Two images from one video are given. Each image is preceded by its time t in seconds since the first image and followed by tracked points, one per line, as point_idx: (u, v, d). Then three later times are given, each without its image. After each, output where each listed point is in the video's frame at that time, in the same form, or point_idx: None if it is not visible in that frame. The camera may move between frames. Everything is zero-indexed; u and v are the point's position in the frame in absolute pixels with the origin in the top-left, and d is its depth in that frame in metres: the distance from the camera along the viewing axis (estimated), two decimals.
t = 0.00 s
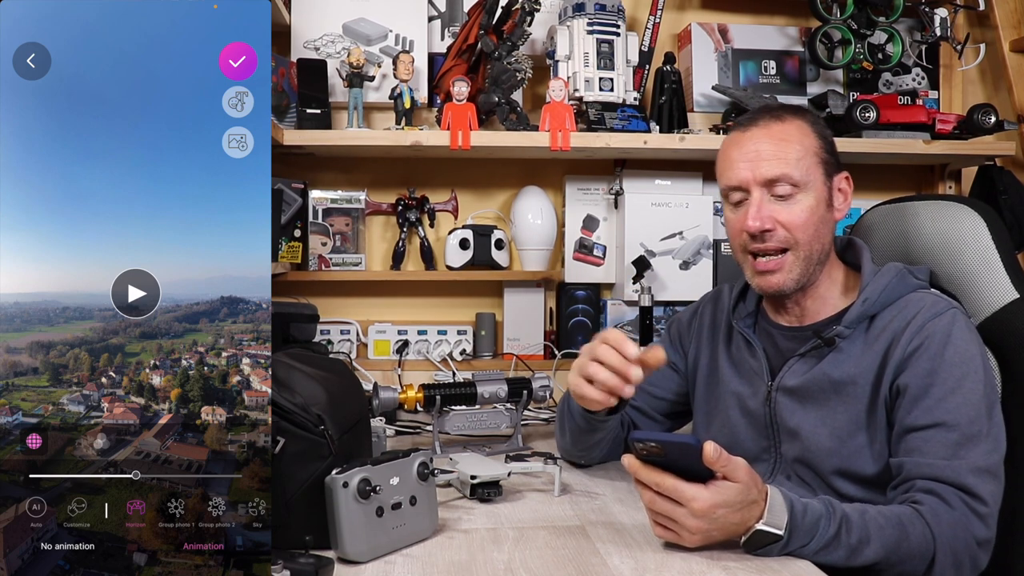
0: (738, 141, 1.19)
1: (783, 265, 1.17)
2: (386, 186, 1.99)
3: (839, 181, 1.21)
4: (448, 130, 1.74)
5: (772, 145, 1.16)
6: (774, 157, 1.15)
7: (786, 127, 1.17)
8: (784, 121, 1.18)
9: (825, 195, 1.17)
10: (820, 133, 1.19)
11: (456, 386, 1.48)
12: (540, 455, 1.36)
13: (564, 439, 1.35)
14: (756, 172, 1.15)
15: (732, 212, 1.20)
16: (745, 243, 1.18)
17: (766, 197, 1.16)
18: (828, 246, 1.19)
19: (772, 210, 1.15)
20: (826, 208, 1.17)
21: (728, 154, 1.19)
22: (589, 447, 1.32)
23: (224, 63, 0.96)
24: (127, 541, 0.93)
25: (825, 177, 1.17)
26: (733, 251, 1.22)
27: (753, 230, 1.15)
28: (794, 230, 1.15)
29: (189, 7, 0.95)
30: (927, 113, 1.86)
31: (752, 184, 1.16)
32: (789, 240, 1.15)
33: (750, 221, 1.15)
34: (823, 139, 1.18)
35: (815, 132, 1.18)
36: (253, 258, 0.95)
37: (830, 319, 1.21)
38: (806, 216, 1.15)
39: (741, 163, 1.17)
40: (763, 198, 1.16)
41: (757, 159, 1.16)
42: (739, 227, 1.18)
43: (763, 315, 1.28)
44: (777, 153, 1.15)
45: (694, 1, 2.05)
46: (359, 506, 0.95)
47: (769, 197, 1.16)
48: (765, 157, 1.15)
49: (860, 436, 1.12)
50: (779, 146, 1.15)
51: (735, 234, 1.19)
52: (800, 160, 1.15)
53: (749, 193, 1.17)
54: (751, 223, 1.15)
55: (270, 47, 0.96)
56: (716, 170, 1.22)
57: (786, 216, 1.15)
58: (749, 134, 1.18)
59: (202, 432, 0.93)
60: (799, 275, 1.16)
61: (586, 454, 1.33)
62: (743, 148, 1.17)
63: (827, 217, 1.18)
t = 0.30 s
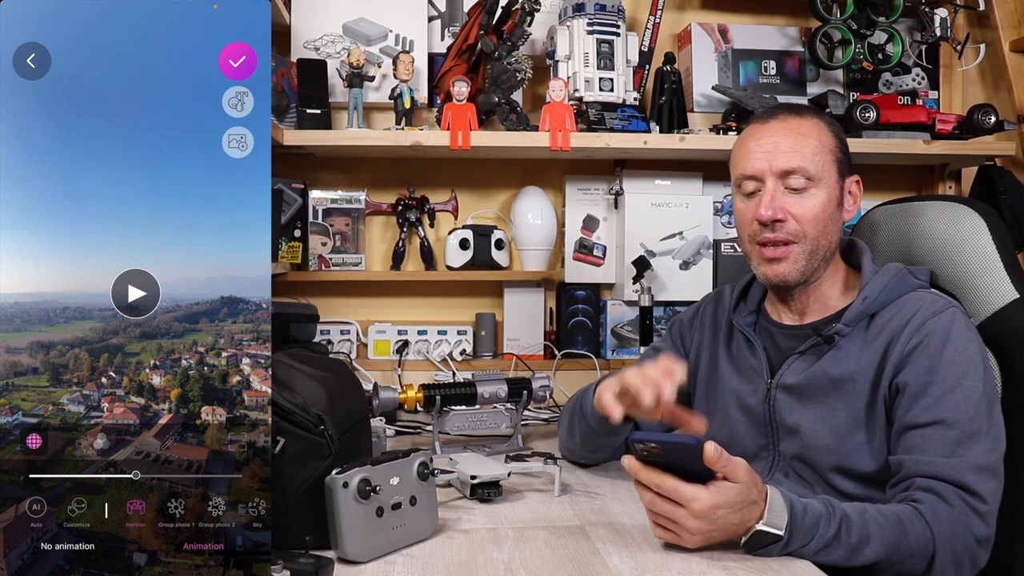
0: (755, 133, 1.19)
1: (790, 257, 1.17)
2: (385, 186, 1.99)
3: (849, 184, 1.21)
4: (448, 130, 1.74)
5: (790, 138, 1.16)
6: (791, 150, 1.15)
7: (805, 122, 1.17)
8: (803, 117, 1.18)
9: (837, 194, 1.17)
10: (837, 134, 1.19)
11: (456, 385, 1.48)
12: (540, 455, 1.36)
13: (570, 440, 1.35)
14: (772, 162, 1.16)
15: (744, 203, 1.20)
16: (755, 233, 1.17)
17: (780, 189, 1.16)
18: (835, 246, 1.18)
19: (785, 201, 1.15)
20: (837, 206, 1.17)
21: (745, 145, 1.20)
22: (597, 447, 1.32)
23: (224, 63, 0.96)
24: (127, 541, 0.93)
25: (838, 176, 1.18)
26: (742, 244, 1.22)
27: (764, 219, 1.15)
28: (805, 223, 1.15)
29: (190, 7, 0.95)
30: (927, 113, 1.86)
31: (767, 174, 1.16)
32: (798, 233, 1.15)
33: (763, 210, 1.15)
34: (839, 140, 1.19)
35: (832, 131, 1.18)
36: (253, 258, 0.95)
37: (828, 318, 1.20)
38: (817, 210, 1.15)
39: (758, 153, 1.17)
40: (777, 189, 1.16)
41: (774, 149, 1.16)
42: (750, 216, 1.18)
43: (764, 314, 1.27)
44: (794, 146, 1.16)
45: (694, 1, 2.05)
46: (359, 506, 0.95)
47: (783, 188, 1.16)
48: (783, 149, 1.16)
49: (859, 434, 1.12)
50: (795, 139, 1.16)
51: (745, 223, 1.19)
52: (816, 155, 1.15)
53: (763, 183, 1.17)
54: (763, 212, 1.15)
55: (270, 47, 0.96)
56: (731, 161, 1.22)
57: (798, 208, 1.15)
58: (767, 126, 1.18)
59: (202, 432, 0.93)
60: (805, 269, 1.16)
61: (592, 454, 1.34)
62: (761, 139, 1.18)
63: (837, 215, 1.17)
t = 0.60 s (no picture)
0: (744, 141, 1.19)
1: (786, 265, 1.16)
2: (385, 186, 1.99)
3: (843, 183, 1.21)
4: (448, 130, 1.74)
5: (779, 145, 1.16)
6: (781, 158, 1.15)
7: (794, 128, 1.17)
8: (792, 122, 1.18)
9: (831, 197, 1.17)
10: (826, 134, 1.19)
11: (456, 385, 1.48)
12: (540, 455, 1.36)
13: (570, 436, 1.35)
14: (763, 172, 1.15)
15: (738, 213, 1.19)
16: (750, 244, 1.17)
17: (772, 198, 1.16)
18: (831, 248, 1.18)
19: (778, 210, 1.15)
20: (831, 210, 1.17)
21: (734, 154, 1.19)
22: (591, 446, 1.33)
23: (224, 63, 0.96)
24: (127, 541, 0.93)
25: (831, 178, 1.17)
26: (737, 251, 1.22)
27: (758, 231, 1.15)
28: (800, 230, 1.15)
29: (190, 6, 0.95)
30: (927, 113, 1.86)
31: (759, 184, 1.16)
32: (794, 241, 1.15)
33: (757, 222, 1.15)
34: (829, 141, 1.18)
35: (822, 134, 1.18)
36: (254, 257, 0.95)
37: (828, 320, 1.21)
38: (811, 217, 1.15)
39: (748, 164, 1.16)
40: (770, 199, 1.16)
41: (764, 159, 1.16)
42: (744, 227, 1.18)
43: (764, 316, 1.28)
44: (784, 154, 1.15)
45: (694, 1, 2.05)
46: (359, 506, 0.95)
47: (775, 198, 1.16)
48: (774, 158, 1.15)
49: (860, 436, 1.12)
50: (785, 147, 1.15)
51: (740, 234, 1.18)
52: (807, 161, 1.15)
53: (755, 194, 1.17)
54: (757, 224, 1.15)
55: (270, 47, 0.96)
56: (722, 170, 1.22)
57: (792, 217, 1.15)
58: (755, 135, 1.18)
59: (202, 432, 0.93)
60: (802, 275, 1.16)
61: (588, 452, 1.35)
62: (750, 148, 1.17)
63: (832, 218, 1.17)
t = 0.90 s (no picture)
0: (743, 135, 1.20)
1: (795, 252, 1.15)
2: (385, 186, 1.99)
3: (839, 180, 1.22)
4: (448, 131, 1.74)
5: (779, 135, 1.17)
6: (783, 145, 1.16)
7: (790, 120, 1.19)
8: (788, 116, 1.20)
9: (832, 186, 1.18)
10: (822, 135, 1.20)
11: (456, 385, 1.48)
12: (540, 455, 1.36)
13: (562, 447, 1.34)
14: (767, 159, 1.16)
15: (741, 207, 1.19)
16: (757, 233, 1.16)
17: (777, 186, 1.16)
18: (834, 241, 1.18)
19: (784, 197, 1.15)
20: (833, 199, 1.18)
21: (734, 148, 1.20)
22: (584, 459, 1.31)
23: (224, 63, 0.96)
24: (127, 541, 0.93)
25: (830, 169, 1.19)
26: (740, 248, 1.21)
27: (767, 217, 1.14)
28: (807, 216, 1.15)
29: (191, 5, 0.95)
30: (927, 113, 1.86)
31: (763, 172, 1.16)
32: (803, 226, 1.15)
33: (766, 208, 1.15)
34: (824, 137, 1.20)
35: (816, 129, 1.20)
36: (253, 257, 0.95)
37: (828, 320, 1.20)
38: (818, 203, 1.15)
39: (750, 155, 1.17)
40: (775, 187, 1.16)
41: (767, 147, 1.16)
42: (750, 218, 1.17)
43: (763, 317, 1.28)
44: (785, 142, 1.16)
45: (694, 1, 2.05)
46: (359, 507, 0.95)
47: (780, 185, 1.16)
48: (776, 145, 1.16)
49: (860, 438, 1.12)
50: (786, 135, 1.17)
51: (746, 225, 1.18)
52: (808, 148, 1.16)
53: (760, 183, 1.17)
54: (766, 210, 1.14)
55: (270, 47, 0.96)
56: (720, 169, 1.22)
57: (798, 202, 1.15)
58: (754, 129, 1.19)
59: (202, 432, 0.93)
60: (812, 262, 1.15)
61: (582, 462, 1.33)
62: (751, 140, 1.18)
63: (834, 208, 1.18)
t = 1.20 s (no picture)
0: (739, 138, 1.20)
1: (796, 252, 1.16)
2: (385, 186, 1.99)
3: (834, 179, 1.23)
4: (448, 131, 1.74)
5: (775, 136, 1.17)
6: (779, 146, 1.16)
7: (785, 121, 1.19)
8: (783, 116, 1.20)
9: (829, 185, 1.18)
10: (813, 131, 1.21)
11: (456, 386, 1.48)
12: (540, 455, 1.36)
13: (568, 443, 1.35)
14: (763, 162, 1.16)
15: (740, 210, 1.19)
16: (757, 235, 1.17)
17: (774, 188, 1.16)
18: (833, 240, 1.18)
19: (782, 198, 1.16)
20: (831, 199, 1.18)
21: (730, 151, 1.20)
22: (591, 453, 1.32)
23: (224, 63, 0.96)
24: (127, 541, 0.93)
25: (826, 168, 1.19)
26: (740, 249, 1.21)
27: (766, 219, 1.15)
28: (805, 216, 1.15)
29: (191, 5, 0.95)
30: (927, 113, 1.86)
31: (760, 175, 1.16)
32: (803, 227, 1.15)
33: (764, 210, 1.15)
34: (819, 135, 1.21)
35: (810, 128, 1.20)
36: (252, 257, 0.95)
37: (827, 320, 1.20)
38: (816, 203, 1.15)
39: (747, 158, 1.17)
40: (773, 188, 1.16)
41: (763, 149, 1.17)
42: (749, 221, 1.17)
43: (762, 317, 1.28)
44: (782, 142, 1.16)
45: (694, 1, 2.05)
46: (359, 506, 0.95)
47: (777, 187, 1.16)
48: (772, 147, 1.16)
49: (859, 437, 1.12)
50: (781, 136, 1.17)
51: (745, 229, 1.18)
52: (804, 148, 1.16)
53: (757, 185, 1.17)
54: (765, 212, 1.15)
55: (270, 47, 0.96)
56: (716, 172, 1.22)
57: (796, 203, 1.15)
58: (750, 131, 1.19)
59: (202, 432, 0.93)
60: (813, 263, 1.15)
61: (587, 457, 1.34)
62: (746, 142, 1.18)
63: (833, 207, 1.18)
